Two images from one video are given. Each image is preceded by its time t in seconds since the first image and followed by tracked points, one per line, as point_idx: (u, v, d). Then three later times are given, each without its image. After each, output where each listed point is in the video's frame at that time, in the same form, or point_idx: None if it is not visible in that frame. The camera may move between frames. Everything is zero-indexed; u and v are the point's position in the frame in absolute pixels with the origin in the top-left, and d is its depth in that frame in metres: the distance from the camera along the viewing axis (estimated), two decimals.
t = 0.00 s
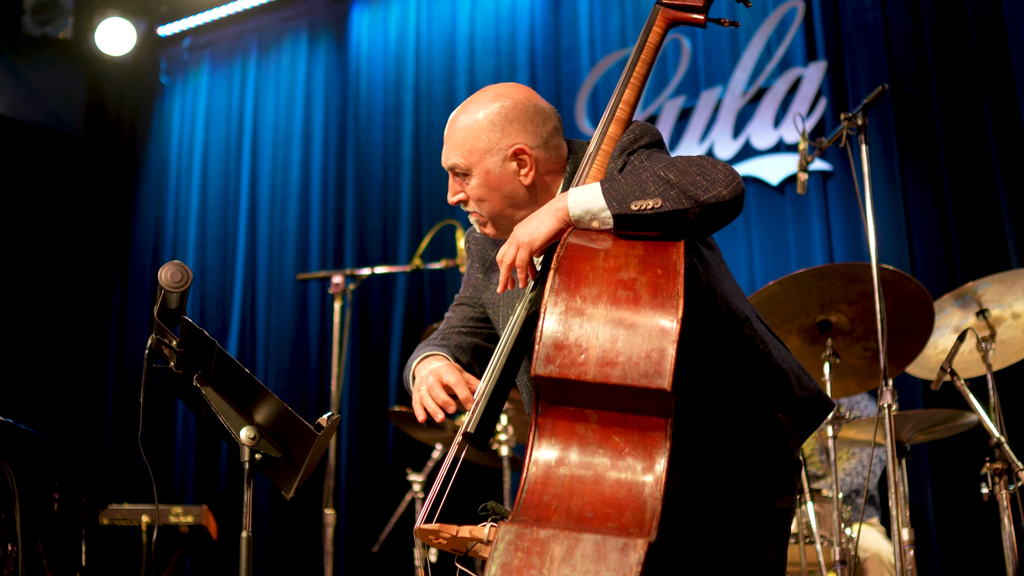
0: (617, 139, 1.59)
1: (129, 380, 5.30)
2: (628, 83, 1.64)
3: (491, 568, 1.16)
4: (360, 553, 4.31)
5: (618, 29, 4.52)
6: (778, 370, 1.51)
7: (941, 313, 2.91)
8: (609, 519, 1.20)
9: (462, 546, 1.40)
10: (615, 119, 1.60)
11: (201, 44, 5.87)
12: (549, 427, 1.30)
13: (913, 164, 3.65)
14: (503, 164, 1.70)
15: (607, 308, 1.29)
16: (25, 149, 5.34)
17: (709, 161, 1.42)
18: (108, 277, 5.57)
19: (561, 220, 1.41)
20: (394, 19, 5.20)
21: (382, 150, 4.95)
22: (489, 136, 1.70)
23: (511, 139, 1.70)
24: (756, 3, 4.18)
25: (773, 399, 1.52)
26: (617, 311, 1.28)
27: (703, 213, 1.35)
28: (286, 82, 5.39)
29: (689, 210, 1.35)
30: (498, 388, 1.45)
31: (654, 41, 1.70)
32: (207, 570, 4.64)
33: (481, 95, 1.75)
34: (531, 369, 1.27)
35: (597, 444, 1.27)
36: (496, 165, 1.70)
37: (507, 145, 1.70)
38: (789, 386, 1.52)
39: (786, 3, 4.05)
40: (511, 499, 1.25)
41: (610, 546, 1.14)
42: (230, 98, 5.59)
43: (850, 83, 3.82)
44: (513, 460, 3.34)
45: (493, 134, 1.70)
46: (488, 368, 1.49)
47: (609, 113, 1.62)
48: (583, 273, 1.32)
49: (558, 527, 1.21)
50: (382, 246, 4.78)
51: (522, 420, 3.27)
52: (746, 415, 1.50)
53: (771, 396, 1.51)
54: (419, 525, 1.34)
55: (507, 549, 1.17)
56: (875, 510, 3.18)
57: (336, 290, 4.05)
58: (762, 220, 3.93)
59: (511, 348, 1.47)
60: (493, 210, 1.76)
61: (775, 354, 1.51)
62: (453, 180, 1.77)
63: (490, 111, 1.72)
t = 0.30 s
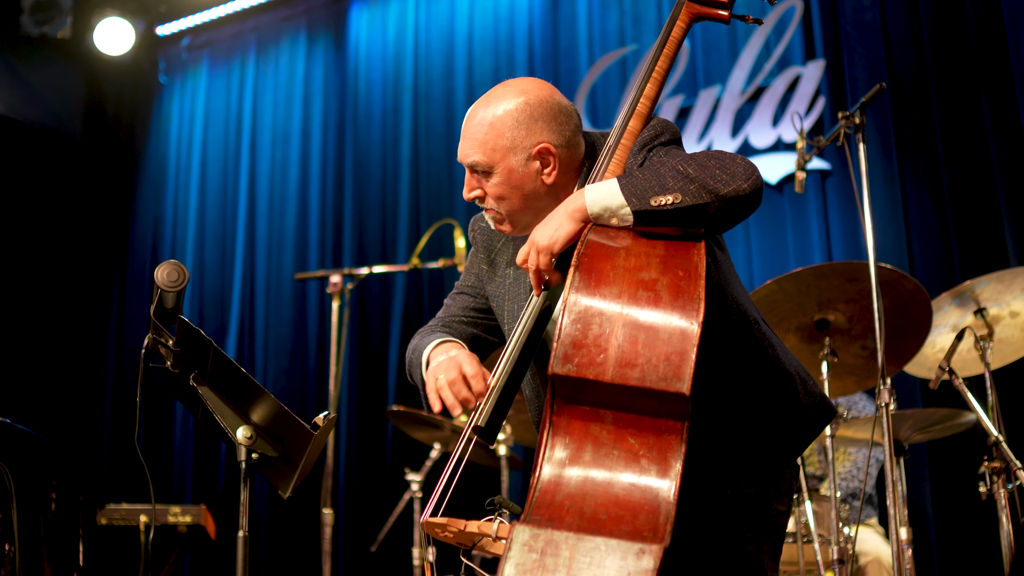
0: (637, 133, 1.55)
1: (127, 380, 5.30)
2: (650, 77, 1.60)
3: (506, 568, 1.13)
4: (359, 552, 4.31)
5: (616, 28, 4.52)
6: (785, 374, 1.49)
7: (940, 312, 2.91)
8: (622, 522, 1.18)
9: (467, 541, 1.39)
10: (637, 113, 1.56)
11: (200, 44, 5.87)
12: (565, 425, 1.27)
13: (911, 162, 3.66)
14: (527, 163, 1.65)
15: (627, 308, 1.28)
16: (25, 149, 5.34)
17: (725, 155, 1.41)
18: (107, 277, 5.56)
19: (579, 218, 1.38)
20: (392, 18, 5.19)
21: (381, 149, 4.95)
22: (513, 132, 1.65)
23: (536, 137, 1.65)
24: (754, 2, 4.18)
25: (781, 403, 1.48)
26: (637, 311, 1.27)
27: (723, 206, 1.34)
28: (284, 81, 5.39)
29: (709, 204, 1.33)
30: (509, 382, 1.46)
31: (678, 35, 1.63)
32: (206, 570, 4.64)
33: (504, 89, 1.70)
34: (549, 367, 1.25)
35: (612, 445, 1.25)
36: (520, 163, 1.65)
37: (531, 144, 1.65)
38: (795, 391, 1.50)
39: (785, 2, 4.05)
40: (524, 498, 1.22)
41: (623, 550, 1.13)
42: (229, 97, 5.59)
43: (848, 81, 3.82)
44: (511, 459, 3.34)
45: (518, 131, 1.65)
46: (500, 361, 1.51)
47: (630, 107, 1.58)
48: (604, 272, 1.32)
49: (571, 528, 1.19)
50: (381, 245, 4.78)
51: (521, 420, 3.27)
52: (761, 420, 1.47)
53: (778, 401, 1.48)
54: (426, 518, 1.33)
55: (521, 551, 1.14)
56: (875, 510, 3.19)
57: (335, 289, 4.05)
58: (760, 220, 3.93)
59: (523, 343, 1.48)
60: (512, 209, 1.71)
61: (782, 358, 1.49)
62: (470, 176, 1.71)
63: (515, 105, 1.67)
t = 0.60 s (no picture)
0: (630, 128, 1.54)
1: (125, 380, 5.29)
2: (642, 73, 1.61)
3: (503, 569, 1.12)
4: (357, 552, 4.31)
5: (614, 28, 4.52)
6: (776, 372, 1.48)
7: (936, 313, 2.90)
8: (616, 523, 1.18)
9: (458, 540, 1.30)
10: (629, 109, 1.56)
11: (198, 43, 5.86)
12: (558, 426, 1.27)
13: (909, 162, 3.65)
14: (557, 151, 1.59)
15: (620, 307, 1.28)
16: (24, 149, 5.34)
17: (658, 128, 1.36)
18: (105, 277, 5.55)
19: (535, 236, 1.30)
20: (390, 18, 5.18)
21: (379, 149, 4.94)
22: (545, 117, 1.58)
23: (566, 124, 1.60)
24: (752, 3, 4.18)
25: (771, 401, 1.47)
26: (631, 311, 1.27)
27: (667, 175, 1.29)
28: (282, 82, 5.38)
29: (653, 176, 1.28)
30: (502, 378, 1.41)
31: (670, 30, 1.68)
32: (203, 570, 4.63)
33: (526, 74, 1.63)
34: (543, 368, 1.26)
35: (606, 445, 1.25)
36: (551, 150, 1.58)
37: (561, 130, 1.60)
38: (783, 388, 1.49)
39: (782, 2, 4.05)
40: (517, 498, 1.22)
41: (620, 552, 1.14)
42: (227, 97, 5.58)
43: (846, 81, 3.82)
44: (508, 459, 3.34)
45: (550, 116, 1.59)
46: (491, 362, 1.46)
47: (622, 104, 1.57)
48: (598, 271, 1.32)
49: (565, 529, 1.19)
50: (379, 244, 4.78)
51: (517, 420, 3.26)
52: (753, 417, 1.45)
53: (768, 400, 1.47)
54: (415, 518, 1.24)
55: (517, 552, 1.14)
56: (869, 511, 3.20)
57: (332, 289, 4.05)
58: (758, 221, 3.93)
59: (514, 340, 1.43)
60: (536, 198, 1.63)
61: (773, 355, 1.48)
62: (493, 163, 1.61)
63: (543, 90, 1.60)
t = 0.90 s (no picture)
0: (618, 129, 1.54)
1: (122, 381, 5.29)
2: (630, 71, 1.58)
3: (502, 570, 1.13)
4: (354, 553, 4.30)
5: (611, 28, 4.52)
6: (762, 369, 1.46)
7: (932, 313, 2.90)
8: (612, 525, 1.18)
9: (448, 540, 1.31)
10: (616, 108, 1.55)
11: (196, 44, 5.85)
12: (552, 427, 1.26)
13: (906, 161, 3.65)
14: (532, 154, 1.59)
15: (616, 309, 1.27)
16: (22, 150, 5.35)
17: (709, 148, 1.35)
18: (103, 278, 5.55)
19: (554, 205, 1.32)
20: (388, 18, 5.18)
21: (376, 149, 4.95)
22: (518, 122, 1.58)
23: (540, 127, 1.60)
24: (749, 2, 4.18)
25: (758, 400, 1.46)
26: (627, 313, 1.27)
27: (703, 201, 1.29)
28: (280, 82, 5.38)
29: (689, 198, 1.29)
30: (490, 378, 1.44)
31: (659, 29, 1.67)
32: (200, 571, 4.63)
33: (498, 79, 1.62)
34: (538, 368, 1.24)
35: (600, 446, 1.24)
36: (526, 154, 1.58)
37: (535, 133, 1.59)
38: (771, 387, 1.47)
39: (780, 2, 4.04)
40: (513, 500, 1.21)
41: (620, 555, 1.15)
42: (224, 97, 5.58)
43: (843, 81, 3.82)
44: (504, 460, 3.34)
45: (523, 121, 1.58)
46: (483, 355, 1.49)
47: (609, 102, 1.56)
48: (592, 271, 1.30)
49: (561, 531, 1.19)
50: (376, 245, 4.78)
51: (513, 420, 3.26)
52: (739, 419, 1.44)
53: (754, 398, 1.45)
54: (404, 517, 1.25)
55: (516, 556, 1.15)
56: (866, 511, 3.19)
57: (328, 289, 4.05)
58: (755, 221, 3.93)
59: (505, 337, 1.46)
60: (514, 204, 1.62)
61: (760, 354, 1.46)
62: (469, 171, 1.60)
63: (516, 94, 1.60)
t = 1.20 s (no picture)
0: (593, 138, 1.60)
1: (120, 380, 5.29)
2: (605, 80, 1.64)
3: (487, 569, 1.13)
4: (352, 552, 4.30)
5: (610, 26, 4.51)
6: (739, 375, 1.50)
7: (929, 312, 2.90)
8: (596, 522, 1.21)
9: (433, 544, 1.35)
10: (592, 116, 1.61)
11: (194, 43, 5.84)
12: (535, 427, 1.29)
13: (904, 160, 3.64)
14: (492, 155, 1.72)
15: (595, 310, 1.30)
16: (20, 149, 5.34)
17: (694, 165, 1.42)
18: (101, 278, 5.55)
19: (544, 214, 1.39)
20: (386, 17, 5.18)
21: (375, 148, 4.94)
22: (476, 127, 1.71)
23: (497, 129, 1.73)
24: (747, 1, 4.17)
25: (734, 409, 1.49)
26: (606, 313, 1.30)
27: (689, 216, 1.36)
28: (278, 81, 5.38)
29: (676, 213, 1.36)
30: (473, 384, 1.46)
31: (632, 39, 1.70)
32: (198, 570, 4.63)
33: (455, 88, 1.76)
34: (520, 370, 1.27)
35: (582, 446, 1.27)
36: (486, 155, 1.71)
37: (493, 135, 1.72)
38: (748, 394, 1.51)
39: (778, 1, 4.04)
40: (497, 500, 1.23)
41: (603, 550, 1.16)
42: (223, 96, 5.57)
43: (841, 80, 3.81)
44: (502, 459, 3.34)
45: (480, 125, 1.72)
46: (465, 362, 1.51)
47: (585, 110, 1.62)
48: (571, 274, 1.33)
49: (545, 529, 1.21)
50: (375, 244, 4.78)
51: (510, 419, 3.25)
52: (716, 426, 1.48)
53: (729, 407, 1.49)
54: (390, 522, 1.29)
55: (500, 552, 1.16)
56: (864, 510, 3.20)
57: (325, 289, 4.05)
58: (754, 220, 3.92)
59: (484, 347, 1.48)
60: (481, 205, 1.74)
61: (738, 360, 1.52)
62: (435, 179, 1.74)
63: (471, 99, 1.73)
